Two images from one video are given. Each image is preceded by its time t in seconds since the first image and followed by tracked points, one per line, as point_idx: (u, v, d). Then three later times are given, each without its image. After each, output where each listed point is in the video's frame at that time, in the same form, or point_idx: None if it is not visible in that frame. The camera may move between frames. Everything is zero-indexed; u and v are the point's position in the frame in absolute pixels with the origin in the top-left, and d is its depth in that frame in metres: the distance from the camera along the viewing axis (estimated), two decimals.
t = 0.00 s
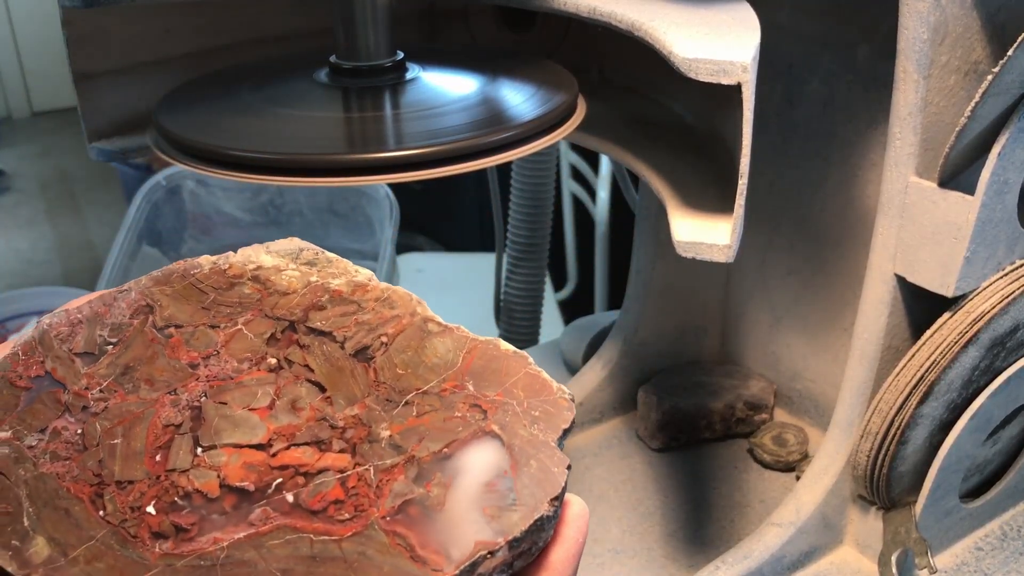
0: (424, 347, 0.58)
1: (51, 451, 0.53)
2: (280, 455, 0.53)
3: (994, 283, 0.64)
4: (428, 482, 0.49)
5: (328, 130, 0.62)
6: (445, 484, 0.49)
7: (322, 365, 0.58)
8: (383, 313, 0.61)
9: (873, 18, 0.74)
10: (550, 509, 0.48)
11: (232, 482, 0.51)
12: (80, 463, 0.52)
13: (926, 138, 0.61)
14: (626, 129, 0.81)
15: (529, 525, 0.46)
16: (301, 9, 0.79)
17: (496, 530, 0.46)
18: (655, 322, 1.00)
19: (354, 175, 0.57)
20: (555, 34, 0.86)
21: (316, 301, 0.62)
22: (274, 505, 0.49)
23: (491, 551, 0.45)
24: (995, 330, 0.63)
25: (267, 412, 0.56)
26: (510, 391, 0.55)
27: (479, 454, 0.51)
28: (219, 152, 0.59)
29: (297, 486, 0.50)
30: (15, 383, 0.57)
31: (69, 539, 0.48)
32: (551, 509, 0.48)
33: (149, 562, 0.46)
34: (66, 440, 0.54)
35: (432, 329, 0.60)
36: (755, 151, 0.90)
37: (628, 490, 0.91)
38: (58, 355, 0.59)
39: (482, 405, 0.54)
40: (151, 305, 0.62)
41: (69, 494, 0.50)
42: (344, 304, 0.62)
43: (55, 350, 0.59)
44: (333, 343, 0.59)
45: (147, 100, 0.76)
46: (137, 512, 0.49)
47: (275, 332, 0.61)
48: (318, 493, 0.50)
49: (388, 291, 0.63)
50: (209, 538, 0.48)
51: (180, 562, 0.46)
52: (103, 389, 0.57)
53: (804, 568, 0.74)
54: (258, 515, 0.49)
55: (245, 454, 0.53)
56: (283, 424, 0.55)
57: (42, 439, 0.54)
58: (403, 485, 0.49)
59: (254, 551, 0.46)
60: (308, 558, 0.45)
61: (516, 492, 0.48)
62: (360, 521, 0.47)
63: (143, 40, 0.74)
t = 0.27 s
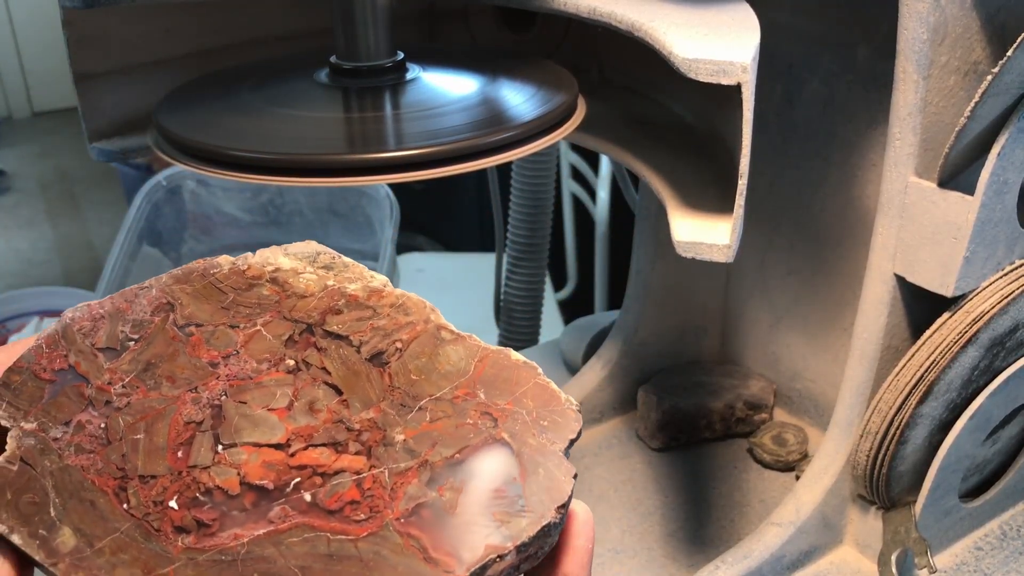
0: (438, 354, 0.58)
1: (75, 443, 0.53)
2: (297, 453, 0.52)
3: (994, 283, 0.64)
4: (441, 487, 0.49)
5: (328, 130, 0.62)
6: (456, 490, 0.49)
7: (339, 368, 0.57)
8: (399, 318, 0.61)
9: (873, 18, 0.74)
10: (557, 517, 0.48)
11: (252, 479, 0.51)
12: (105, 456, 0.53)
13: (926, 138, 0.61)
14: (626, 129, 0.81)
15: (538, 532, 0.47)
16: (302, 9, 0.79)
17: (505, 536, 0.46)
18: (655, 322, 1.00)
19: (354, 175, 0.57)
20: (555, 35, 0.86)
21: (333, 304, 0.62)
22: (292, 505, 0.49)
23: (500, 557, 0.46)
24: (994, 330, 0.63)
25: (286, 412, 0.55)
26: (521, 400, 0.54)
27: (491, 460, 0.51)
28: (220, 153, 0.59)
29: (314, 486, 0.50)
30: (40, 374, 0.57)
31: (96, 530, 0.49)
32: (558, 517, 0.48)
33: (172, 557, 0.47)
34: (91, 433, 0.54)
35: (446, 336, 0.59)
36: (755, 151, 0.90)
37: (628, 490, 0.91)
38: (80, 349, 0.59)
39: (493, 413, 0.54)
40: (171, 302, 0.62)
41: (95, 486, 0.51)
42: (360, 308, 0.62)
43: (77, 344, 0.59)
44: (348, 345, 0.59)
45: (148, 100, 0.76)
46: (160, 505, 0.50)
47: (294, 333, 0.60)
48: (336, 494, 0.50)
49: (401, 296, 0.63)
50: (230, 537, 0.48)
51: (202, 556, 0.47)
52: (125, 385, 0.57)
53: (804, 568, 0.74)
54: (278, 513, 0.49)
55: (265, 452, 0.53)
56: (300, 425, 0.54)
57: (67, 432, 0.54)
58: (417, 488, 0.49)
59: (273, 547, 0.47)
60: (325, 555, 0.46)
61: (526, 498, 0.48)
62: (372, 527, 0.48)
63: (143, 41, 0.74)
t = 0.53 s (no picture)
0: (408, 366, 0.53)
1: (43, 434, 0.53)
2: (258, 469, 0.53)
3: (994, 283, 0.64)
4: (394, 518, 0.48)
5: (328, 130, 0.62)
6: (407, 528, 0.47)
7: (307, 373, 0.55)
8: (372, 321, 0.56)
9: (873, 18, 0.74)
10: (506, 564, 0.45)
11: (210, 491, 0.52)
12: (71, 451, 0.53)
13: (926, 138, 0.61)
14: (626, 129, 0.81)
15: None
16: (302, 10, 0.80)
17: None
18: (655, 322, 1.00)
19: (354, 175, 0.57)
20: (555, 35, 0.86)
21: (308, 297, 0.58)
22: (247, 523, 0.51)
23: None
24: (994, 330, 0.63)
25: (249, 418, 0.55)
26: (486, 428, 0.50)
27: (447, 494, 0.48)
28: (220, 153, 0.59)
29: (270, 504, 0.51)
30: (12, 352, 0.55)
31: (56, 532, 0.51)
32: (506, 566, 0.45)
33: (127, 568, 0.50)
34: (59, 424, 0.54)
35: (418, 346, 0.55)
36: (755, 151, 0.90)
37: (628, 490, 0.91)
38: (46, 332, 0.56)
39: (456, 440, 0.49)
40: (147, 283, 0.59)
41: (58, 484, 0.52)
42: (334, 305, 0.57)
43: (52, 320, 0.56)
44: (320, 351, 0.56)
45: (148, 100, 0.76)
46: (120, 512, 0.52)
47: (265, 327, 0.57)
48: (290, 515, 0.51)
49: (379, 292, 0.58)
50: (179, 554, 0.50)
51: (155, 571, 0.50)
52: (97, 371, 0.55)
53: (804, 568, 0.74)
54: (232, 531, 0.51)
55: (224, 461, 0.53)
56: (263, 434, 0.54)
57: (36, 420, 0.54)
58: (371, 518, 0.49)
59: (224, 569, 0.49)
60: None
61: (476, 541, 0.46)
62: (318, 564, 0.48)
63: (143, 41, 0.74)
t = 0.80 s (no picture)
0: (328, 294, 0.51)
1: None
2: (168, 358, 0.46)
3: (994, 283, 0.64)
4: (286, 388, 0.44)
5: (328, 130, 0.62)
6: (290, 401, 0.43)
7: (232, 300, 0.51)
8: (303, 267, 0.54)
9: (873, 18, 0.74)
10: (391, 424, 0.43)
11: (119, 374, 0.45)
12: None
13: (926, 138, 0.61)
14: (626, 130, 0.81)
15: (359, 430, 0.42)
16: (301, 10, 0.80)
17: (322, 481, 0.42)
18: (655, 322, 1.00)
19: (353, 175, 0.57)
20: (555, 34, 0.86)
21: (249, 255, 0.55)
22: (144, 397, 0.44)
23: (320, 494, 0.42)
24: (994, 330, 0.63)
25: (172, 329, 0.48)
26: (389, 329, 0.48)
27: (338, 377, 0.45)
28: (220, 152, 0.59)
29: (170, 379, 0.45)
30: None
31: None
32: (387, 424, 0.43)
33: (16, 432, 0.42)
34: None
35: (343, 282, 0.53)
36: (755, 150, 0.90)
37: (628, 490, 0.91)
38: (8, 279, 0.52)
39: (358, 339, 0.47)
40: (114, 252, 0.55)
41: None
42: (275, 260, 0.55)
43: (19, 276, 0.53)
44: (252, 285, 0.52)
45: (147, 100, 0.76)
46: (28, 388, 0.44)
47: (205, 275, 0.53)
48: (187, 389, 0.44)
49: (317, 251, 0.56)
50: (70, 551, 0.39)
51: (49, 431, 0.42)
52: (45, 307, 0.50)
53: (804, 568, 0.74)
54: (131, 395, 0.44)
55: (137, 357, 0.46)
56: (178, 338, 0.47)
57: None
58: (263, 390, 0.44)
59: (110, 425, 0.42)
60: (153, 435, 0.41)
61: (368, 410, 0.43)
62: (160, 501, 0.38)
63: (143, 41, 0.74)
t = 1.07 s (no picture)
0: (353, 208, 0.57)
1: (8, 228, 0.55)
2: (190, 235, 0.53)
3: (994, 283, 0.64)
4: (304, 265, 0.49)
5: (328, 130, 0.62)
6: (307, 274, 0.48)
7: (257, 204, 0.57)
8: (329, 191, 0.59)
9: (873, 17, 0.74)
10: (401, 303, 0.47)
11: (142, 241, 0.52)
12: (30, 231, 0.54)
13: (926, 138, 0.61)
14: (626, 130, 0.81)
15: (369, 298, 0.46)
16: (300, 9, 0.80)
17: (325, 346, 0.46)
18: (655, 322, 1.00)
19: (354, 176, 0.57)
20: (555, 34, 0.86)
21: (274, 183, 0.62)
22: (164, 259, 0.50)
23: (321, 359, 0.46)
24: (994, 330, 0.63)
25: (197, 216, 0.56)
26: (407, 236, 0.53)
27: (354, 264, 0.50)
28: (222, 154, 0.59)
29: (192, 250, 0.51)
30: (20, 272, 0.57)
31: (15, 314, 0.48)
32: (397, 300, 0.47)
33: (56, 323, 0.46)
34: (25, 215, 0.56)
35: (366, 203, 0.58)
36: (755, 150, 0.90)
37: (628, 490, 0.91)
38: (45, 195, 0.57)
39: (376, 241, 0.53)
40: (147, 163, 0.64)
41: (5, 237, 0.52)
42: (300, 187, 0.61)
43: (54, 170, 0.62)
44: (276, 196, 0.58)
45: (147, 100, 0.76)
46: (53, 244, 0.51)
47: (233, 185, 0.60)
48: (206, 258, 0.50)
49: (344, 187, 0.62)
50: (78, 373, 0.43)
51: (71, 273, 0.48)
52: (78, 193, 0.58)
53: (804, 568, 0.74)
54: (149, 258, 0.50)
55: (163, 232, 0.53)
56: (203, 223, 0.55)
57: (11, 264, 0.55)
58: (282, 264, 0.49)
59: (134, 273, 0.48)
60: (172, 283, 0.47)
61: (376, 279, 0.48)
62: (175, 330, 0.42)
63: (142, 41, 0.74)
